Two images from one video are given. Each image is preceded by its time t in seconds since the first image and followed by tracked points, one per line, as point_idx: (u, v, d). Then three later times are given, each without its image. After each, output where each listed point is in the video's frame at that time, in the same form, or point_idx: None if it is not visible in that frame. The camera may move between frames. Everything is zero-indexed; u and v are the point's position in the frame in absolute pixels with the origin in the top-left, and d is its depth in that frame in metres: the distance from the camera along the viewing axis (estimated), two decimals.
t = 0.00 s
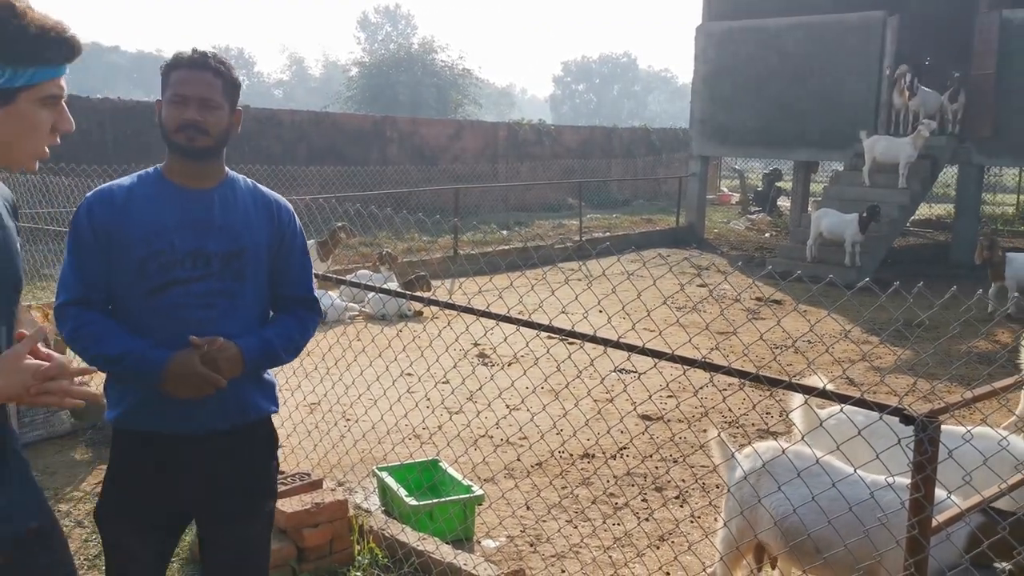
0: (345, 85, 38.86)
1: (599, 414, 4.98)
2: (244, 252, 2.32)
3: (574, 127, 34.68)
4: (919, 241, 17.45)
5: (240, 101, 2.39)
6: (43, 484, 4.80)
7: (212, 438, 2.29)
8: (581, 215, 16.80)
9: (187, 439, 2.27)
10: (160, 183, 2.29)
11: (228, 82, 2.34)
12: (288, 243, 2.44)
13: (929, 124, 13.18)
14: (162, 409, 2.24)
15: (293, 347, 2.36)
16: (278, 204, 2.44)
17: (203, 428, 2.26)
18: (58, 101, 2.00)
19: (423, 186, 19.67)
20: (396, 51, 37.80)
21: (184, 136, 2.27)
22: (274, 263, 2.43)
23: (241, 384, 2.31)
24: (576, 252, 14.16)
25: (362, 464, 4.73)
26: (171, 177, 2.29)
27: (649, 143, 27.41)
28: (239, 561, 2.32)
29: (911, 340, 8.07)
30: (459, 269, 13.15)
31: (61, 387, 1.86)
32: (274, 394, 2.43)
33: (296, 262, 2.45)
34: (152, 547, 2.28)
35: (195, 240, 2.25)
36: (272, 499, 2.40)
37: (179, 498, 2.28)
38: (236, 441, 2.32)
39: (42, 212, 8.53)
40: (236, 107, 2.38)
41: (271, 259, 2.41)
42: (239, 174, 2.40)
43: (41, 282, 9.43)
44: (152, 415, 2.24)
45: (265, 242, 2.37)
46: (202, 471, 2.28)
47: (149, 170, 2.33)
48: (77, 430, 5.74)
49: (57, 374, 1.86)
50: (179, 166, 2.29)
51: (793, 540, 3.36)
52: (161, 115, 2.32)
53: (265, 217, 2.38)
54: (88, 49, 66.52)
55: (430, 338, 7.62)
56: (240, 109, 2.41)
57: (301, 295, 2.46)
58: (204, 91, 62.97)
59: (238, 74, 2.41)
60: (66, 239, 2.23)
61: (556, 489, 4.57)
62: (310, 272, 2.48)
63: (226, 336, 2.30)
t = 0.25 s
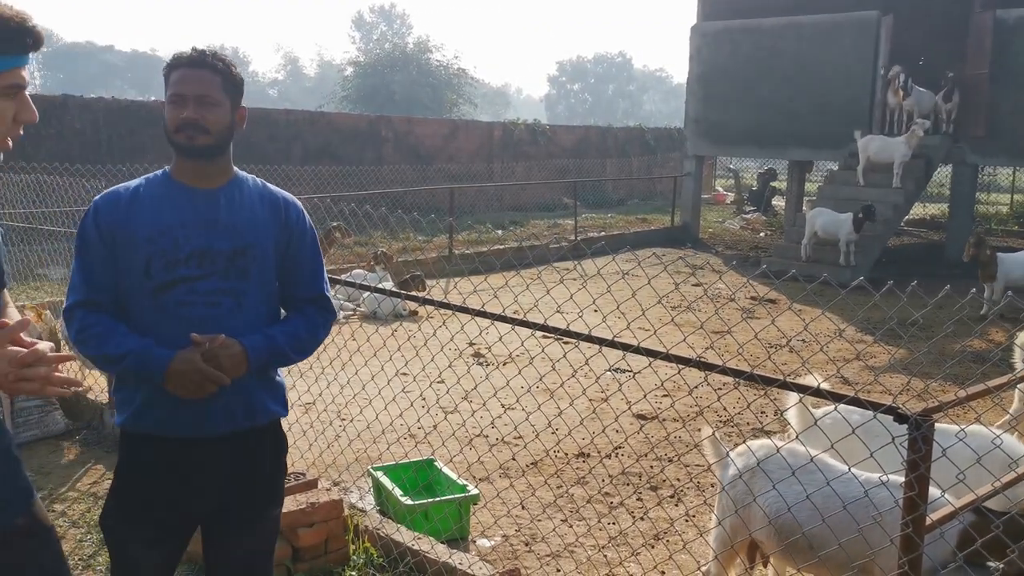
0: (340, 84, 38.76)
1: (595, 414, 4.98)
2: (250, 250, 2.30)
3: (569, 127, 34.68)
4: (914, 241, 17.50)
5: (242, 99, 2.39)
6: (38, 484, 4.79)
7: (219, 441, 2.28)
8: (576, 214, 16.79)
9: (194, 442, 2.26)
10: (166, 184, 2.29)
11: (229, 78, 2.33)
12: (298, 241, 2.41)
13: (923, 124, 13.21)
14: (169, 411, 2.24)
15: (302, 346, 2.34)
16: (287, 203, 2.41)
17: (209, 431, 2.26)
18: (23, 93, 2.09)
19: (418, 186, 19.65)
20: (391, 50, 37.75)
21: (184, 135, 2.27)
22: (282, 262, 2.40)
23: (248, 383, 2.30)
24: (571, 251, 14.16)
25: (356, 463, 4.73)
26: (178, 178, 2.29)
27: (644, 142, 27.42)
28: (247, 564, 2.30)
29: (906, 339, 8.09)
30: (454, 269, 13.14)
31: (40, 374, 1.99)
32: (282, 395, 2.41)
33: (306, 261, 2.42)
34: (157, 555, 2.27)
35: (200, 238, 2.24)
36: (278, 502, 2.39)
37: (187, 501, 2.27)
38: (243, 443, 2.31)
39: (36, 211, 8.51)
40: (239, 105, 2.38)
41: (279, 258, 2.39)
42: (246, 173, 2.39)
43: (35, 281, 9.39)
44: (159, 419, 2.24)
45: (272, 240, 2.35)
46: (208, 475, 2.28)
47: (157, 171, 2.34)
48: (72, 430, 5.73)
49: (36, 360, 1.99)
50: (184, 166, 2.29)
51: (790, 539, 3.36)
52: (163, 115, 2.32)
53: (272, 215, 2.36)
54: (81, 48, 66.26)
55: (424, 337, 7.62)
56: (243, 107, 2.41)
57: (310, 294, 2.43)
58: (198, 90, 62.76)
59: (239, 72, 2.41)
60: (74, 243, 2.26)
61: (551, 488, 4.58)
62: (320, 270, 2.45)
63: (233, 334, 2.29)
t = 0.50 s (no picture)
0: (334, 84, 38.71)
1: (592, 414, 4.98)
2: (253, 252, 2.27)
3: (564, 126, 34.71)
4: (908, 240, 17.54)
5: (248, 99, 2.37)
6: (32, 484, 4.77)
7: (221, 445, 2.27)
8: (572, 214, 16.81)
9: (195, 444, 2.26)
10: (171, 185, 2.29)
11: (233, 78, 2.32)
12: (304, 244, 2.38)
13: (917, 123, 13.25)
14: (171, 412, 2.24)
15: (305, 349, 2.31)
16: (294, 206, 2.39)
17: (210, 432, 2.25)
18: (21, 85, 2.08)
19: (414, 185, 19.64)
20: (386, 50, 37.73)
21: (187, 135, 2.27)
22: (288, 266, 2.37)
23: (248, 387, 2.28)
24: (566, 251, 14.16)
25: (353, 463, 4.72)
26: (184, 179, 2.29)
27: (639, 142, 27.46)
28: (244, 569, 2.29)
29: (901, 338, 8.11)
30: (449, 268, 13.14)
31: (49, 353, 1.96)
32: (285, 399, 2.39)
33: (311, 265, 2.39)
34: (158, 557, 2.25)
35: (202, 240, 2.23)
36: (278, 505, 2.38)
37: (188, 505, 2.27)
38: (245, 449, 2.30)
39: (31, 211, 8.48)
40: (245, 105, 2.36)
41: (285, 261, 2.36)
42: (252, 175, 2.37)
43: (30, 282, 9.37)
44: (162, 420, 2.24)
45: (278, 242, 2.32)
46: (207, 477, 2.27)
47: (165, 173, 2.34)
48: (67, 430, 5.71)
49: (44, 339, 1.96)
50: (189, 167, 2.29)
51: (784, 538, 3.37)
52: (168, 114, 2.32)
53: (276, 217, 2.33)
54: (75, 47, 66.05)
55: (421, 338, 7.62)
56: (250, 108, 2.39)
57: (315, 297, 2.40)
58: (192, 90, 62.62)
59: (245, 72, 2.39)
60: (80, 243, 2.28)
61: (547, 488, 4.58)
62: (325, 272, 2.41)
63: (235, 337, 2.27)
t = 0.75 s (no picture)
0: (332, 85, 38.72)
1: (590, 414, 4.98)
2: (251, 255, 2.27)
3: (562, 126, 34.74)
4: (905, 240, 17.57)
5: (252, 101, 2.36)
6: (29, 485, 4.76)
7: (216, 449, 2.27)
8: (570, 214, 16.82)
9: (190, 447, 2.26)
10: (171, 185, 2.29)
11: (236, 79, 2.31)
12: (304, 247, 2.37)
13: (913, 123, 13.27)
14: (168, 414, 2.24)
15: (300, 355, 2.32)
16: (295, 208, 2.38)
17: (206, 435, 2.25)
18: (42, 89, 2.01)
19: (412, 185, 19.64)
20: (383, 49, 37.74)
21: (189, 135, 2.26)
22: (287, 269, 2.37)
23: (244, 390, 2.28)
24: (565, 251, 14.17)
25: (352, 464, 4.72)
26: (185, 180, 2.28)
27: (637, 142, 27.48)
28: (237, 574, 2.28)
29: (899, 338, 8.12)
30: (447, 268, 13.14)
31: (86, 347, 1.94)
32: (282, 402, 2.38)
33: (311, 269, 2.38)
34: (154, 559, 2.25)
35: (201, 241, 2.23)
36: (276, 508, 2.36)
37: (184, 507, 2.27)
38: (240, 453, 2.30)
39: (29, 211, 8.47)
40: (248, 107, 2.35)
41: (285, 264, 2.35)
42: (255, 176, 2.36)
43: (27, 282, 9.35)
44: (159, 422, 2.25)
45: (278, 245, 2.31)
46: (203, 480, 2.26)
47: (167, 172, 2.33)
48: (65, 431, 5.70)
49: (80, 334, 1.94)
50: (190, 167, 2.28)
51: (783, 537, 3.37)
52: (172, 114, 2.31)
53: (276, 219, 2.32)
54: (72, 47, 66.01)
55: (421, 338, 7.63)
56: (254, 109, 2.38)
57: (314, 300, 2.39)
58: (190, 90, 62.58)
59: (250, 73, 2.38)
60: (81, 242, 2.29)
61: (546, 488, 4.58)
62: (325, 275, 2.40)
63: (232, 340, 2.27)
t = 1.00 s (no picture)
0: (330, 84, 38.67)
1: (586, 412, 4.98)
2: (240, 256, 2.28)
3: (560, 126, 34.74)
4: (903, 239, 17.59)
5: (246, 101, 2.36)
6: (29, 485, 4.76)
7: (205, 443, 2.28)
8: (568, 214, 16.83)
9: (180, 442, 2.27)
10: (161, 182, 2.29)
11: (233, 80, 2.32)
12: (293, 247, 2.37)
13: (911, 122, 13.28)
14: (155, 411, 2.25)
15: (283, 357, 2.31)
16: (285, 209, 2.38)
17: (193, 432, 2.26)
18: (57, 93, 1.99)
19: (410, 185, 19.63)
20: (381, 49, 37.71)
21: (181, 134, 2.26)
22: (274, 269, 2.37)
23: (231, 389, 2.28)
24: (563, 251, 14.17)
25: (350, 463, 4.72)
26: (177, 177, 2.28)
27: (635, 142, 27.50)
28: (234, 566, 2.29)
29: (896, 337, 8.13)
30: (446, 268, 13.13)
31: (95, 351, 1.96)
32: (270, 401, 2.38)
33: (299, 269, 2.38)
34: (148, 553, 2.26)
35: (190, 241, 2.24)
36: (265, 505, 2.37)
37: (175, 504, 2.27)
38: (229, 448, 2.31)
39: (27, 210, 8.46)
40: (243, 107, 2.35)
41: (273, 264, 2.35)
42: (247, 175, 2.36)
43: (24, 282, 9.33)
44: (148, 417, 2.25)
45: (266, 245, 2.32)
46: (193, 476, 2.27)
47: (158, 168, 2.34)
48: (63, 430, 5.70)
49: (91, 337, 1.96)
50: (182, 165, 2.28)
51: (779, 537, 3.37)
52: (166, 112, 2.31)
53: (265, 220, 2.32)
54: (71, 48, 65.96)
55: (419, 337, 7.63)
56: (248, 109, 2.38)
57: (302, 301, 2.40)
58: (188, 90, 62.49)
59: (246, 73, 2.38)
60: (69, 235, 2.29)
61: (544, 486, 4.58)
62: (313, 276, 2.41)
63: (218, 340, 2.28)
